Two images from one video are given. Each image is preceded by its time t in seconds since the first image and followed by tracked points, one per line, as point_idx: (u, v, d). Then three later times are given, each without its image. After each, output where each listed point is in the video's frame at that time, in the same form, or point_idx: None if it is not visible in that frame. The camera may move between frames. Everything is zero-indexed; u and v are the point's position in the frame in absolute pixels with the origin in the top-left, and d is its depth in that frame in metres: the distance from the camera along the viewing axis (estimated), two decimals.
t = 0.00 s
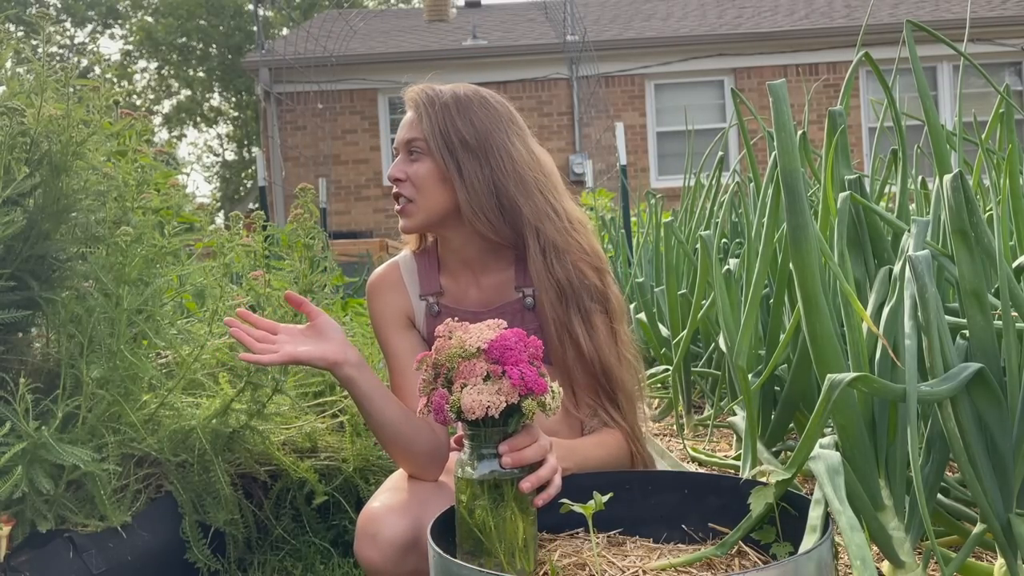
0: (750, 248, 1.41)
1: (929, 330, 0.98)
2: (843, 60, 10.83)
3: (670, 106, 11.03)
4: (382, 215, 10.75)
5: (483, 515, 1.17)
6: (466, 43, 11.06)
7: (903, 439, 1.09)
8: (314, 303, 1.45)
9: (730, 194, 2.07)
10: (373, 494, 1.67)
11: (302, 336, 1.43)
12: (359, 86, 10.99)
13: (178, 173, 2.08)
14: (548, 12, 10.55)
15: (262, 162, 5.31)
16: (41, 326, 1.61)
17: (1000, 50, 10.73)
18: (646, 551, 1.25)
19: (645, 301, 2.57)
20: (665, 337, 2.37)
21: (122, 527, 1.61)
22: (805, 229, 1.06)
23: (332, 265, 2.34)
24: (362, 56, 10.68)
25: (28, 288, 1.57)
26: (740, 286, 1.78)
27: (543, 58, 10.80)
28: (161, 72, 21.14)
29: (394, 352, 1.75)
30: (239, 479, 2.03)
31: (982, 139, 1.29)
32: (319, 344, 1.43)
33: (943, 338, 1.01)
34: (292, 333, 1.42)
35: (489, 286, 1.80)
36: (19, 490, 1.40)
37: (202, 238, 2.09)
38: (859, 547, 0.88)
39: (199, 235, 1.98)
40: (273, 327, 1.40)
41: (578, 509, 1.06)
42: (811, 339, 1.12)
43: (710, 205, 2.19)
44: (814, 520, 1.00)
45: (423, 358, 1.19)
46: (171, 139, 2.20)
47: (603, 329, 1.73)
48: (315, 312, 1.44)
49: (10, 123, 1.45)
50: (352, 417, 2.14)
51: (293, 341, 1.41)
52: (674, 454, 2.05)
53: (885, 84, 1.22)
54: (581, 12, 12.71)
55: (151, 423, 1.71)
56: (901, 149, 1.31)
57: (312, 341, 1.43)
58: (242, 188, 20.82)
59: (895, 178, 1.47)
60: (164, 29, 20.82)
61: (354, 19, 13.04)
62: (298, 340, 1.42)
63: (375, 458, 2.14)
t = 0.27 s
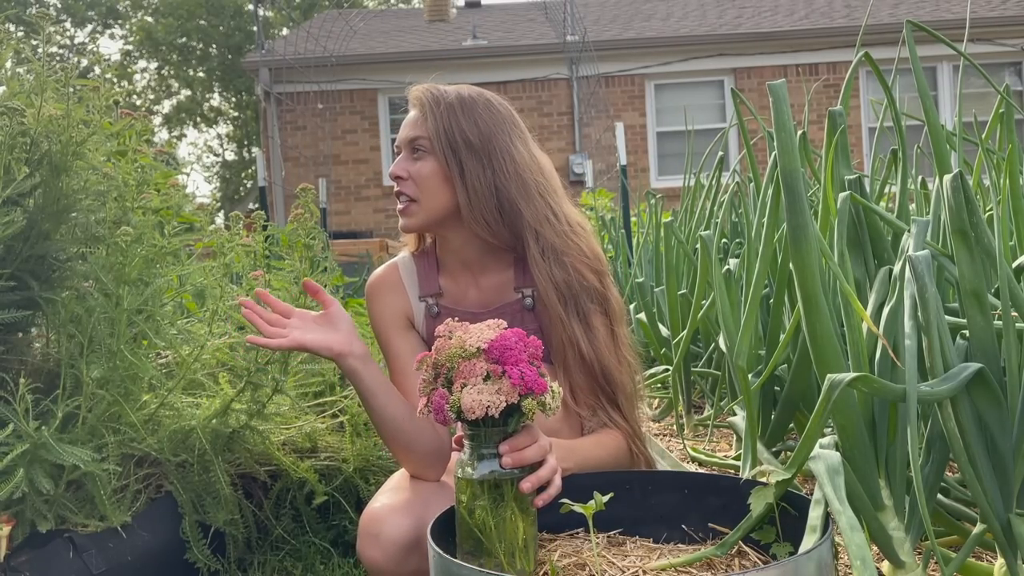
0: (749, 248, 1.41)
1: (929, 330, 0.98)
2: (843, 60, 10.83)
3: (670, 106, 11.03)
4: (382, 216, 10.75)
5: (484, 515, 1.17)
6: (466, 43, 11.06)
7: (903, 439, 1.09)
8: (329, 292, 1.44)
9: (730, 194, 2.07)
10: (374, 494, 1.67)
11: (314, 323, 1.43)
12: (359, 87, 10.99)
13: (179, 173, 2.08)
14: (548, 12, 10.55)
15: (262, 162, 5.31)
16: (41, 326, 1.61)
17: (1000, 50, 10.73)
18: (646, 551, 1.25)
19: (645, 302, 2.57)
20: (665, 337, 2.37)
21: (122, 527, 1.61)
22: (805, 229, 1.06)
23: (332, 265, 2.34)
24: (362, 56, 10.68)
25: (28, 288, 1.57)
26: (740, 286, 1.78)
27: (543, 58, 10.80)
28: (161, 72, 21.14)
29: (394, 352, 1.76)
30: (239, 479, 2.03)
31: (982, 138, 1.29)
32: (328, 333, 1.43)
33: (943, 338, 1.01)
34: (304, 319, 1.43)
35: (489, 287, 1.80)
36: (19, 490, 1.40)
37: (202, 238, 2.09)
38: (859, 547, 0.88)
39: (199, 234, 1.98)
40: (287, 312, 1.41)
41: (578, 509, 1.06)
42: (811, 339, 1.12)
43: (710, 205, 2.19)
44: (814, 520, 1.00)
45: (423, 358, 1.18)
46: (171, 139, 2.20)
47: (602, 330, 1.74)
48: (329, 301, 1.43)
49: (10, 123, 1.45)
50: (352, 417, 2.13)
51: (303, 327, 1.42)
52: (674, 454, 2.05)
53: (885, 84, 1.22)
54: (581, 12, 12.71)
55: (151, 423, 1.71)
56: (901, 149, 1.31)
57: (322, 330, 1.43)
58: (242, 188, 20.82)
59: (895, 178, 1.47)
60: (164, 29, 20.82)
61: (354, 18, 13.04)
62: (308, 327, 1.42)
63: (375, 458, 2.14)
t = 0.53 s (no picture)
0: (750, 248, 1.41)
1: (929, 330, 0.98)
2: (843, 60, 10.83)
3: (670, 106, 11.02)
4: (382, 216, 10.74)
5: (484, 516, 1.17)
6: (466, 43, 11.06)
7: (903, 439, 1.09)
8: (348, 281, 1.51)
9: (730, 194, 2.06)
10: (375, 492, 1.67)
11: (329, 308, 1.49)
12: (359, 87, 10.99)
13: (178, 173, 2.08)
14: (548, 12, 10.55)
15: (262, 162, 5.30)
16: (41, 326, 1.61)
17: (1000, 50, 10.73)
18: (646, 551, 1.25)
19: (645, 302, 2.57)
20: (665, 337, 2.37)
21: (122, 527, 1.61)
22: (805, 229, 1.06)
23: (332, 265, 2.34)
24: (362, 56, 10.68)
25: (28, 288, 1.57)
26: (740, 285, 1.78)
27: (543, 58, 10.80)
28: (162, 72, 21.15)
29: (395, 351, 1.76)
30: (239, 479, 2.03)
31: (982, 138, 1.29)
32: (338, 321, 1.48)
33: (943, 338, 1.01)
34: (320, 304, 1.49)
35: (491, 287, 1.80)
36: (19, 490, 1.40)
37: (202, 238, 2.09)
38: (859, 547, 0.88)
39: (199, 234, 1.97)
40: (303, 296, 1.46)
41: (577, 509, 1.06)
42: (811, 339, 1.11)
43: (710, 205, 2.19)
44: (814, 520, 1.00)
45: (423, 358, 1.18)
46: (171, 139, 2.20)
47: (603, 330, 1.74)
48: (345, 290, 1.49)
49: (10, 123, 1.45)
50: (352, 417, 2.13)
51: (317, 311, 1.47)
52: (674, 454, 2.05)
53: (885, 84, 1.22)
54: (581, 12, 12.71)
55: (151, 423, 1.71)
56: (901, 149, 1.31)
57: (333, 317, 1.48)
58: (242, 188, 20.81)
59: (895, 178, 1.47)
60: (164, 29, 20.83)
61: (354, 18, 13.03)
62: (323, 311, 1.48)
63: (375, 459, 2.14)
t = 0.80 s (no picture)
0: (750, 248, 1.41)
1: (929, 330, 0.98)
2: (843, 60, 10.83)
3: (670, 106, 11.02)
4: (382, 216, 10.74)
5: (484, 515, 1.17)
6: (466, 43, 11.06)
7: (903, 439, 1.09)
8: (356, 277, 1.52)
9: (730, 194, 2.06)
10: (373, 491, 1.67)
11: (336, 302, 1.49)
12: (359, 87, 10.99)
13: (178, 173, 2.08)
14: (548, 12, 10.55)
15: (262, 162, 5.30)
16: (41, 326, 1.61)
17: (1000, 50, 10.73)
18: (646, 551, 1.25)
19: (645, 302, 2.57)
20: (665, 337, 2.37)
21: (122, 527, 1.61)
22: (805, 229, 1.06)
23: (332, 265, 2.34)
24: (362, 56, 10.68)
25: (28, 288, 1.57)
26: (740, 285, 1.78)
27: (543, 58, 10.80)
28: (162, 72, 21.14)
29: (396, 350, 1.76)
30: (239, 479, 2.03)
31: (982, 138, 1.29)
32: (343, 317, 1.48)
33: (943, 338, 1.01)
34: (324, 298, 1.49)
35: (492, 287, 1.80)
36: (19, 490, 1.40)
37: (202, 238, 2.09)
38: (859, 547, 0.88)
39: (199, 234, 1.97)
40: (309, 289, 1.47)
41: (577, 509, 1.06)
42: (811, 339, 1.11)
43: (710, 206, 2.19)
44: (814, 520, 1.00)
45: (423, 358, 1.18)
46: (171, 139, 2.20)
47: (603, 328, 1.74)
48: (354, 285, 1.50)
49: (10, 123, 1.45)
50: (352, 417, 2.13)
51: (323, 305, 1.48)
52: (674, 454, 2.05)
53: (885, 84, 1.22)
54: (581, 12, 12.71)
55: (151, 423, 1.71)
56: (901, 149, 1.31)
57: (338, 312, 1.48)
58: (242, 188, 20.81)
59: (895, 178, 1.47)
60: (164, 29, 20.83)
61: (354, 19, 13.03)
62: (328, 306, 1.48)
63: (375, 459, 2.14)
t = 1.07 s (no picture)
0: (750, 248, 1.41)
1: (929, 330, 0.98)
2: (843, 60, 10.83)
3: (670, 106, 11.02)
4: (382, 215, 10.74)
5: (484, 515, 1.17)
6: (466, 43, 11.06)
7: (903, 439, 1.09)
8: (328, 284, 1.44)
9: (730, 194, 2.06)
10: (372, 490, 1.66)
11: (310, 316, 1.42)
12: (359, 87, 10.99)
13: (178, 173, 2.08)
14: (548, 12, 10.55)
15: (262, 162, 5.30)
16: (41, 326, 1.61)
17: (1000, 50, 10.73)
18: (646, 551, 1.25)
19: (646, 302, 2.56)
20: (665, 337, 2.37)
21: (122, 527, 1.61)
22: (805, 229, 1.06)
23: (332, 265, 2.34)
24: (362, 56, 10.68)
25: (28, 288, 1.57)
26: (740, 285, 1.78)
27: (543, 58, 10.80)
28: (162, 72, 21.15)
29: (396, 350, 1.76)
30: (240, 479, 2.03)
31: (982, 138, 1.29)
32: (325, 329, 1.43)
33: (943, 338, 1.01)
34: (297, 314, 1.42)
35: (494, 287, 1.80)
36: (19, 490, 1.40)
37: (202, 238, 2.09)
38: (859, 547, 0.88)
39: (199, 234, 1.97)
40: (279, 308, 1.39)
41: (577, 509, 1.06)
42: (811, 339, 1.11)
43: (710, 206, 2.19)
44: (814, 520, 1.00)
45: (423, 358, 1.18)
46: (171, 139, 2.20)
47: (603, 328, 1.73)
48: (327, 293, 1.42)
49: (10, 123, 1.45)
50: (352, 417, 2.13)
51: (297, 322, 1.41)
52: (674, 454, 2.05)
53: (885, 84, 1.22)
54: (581, 12, 12.71)
55: (151, 423, 1.71)
56: (901, 149, 1.31)
57: (318, 326, 1.42)
58: (242, 188, 20.81)
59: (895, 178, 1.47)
60: (164, 29, 20.83)
61: (354, 19, 13.03)
62: (303, 322, 1.41)
63: (375, 459, 2.14)
